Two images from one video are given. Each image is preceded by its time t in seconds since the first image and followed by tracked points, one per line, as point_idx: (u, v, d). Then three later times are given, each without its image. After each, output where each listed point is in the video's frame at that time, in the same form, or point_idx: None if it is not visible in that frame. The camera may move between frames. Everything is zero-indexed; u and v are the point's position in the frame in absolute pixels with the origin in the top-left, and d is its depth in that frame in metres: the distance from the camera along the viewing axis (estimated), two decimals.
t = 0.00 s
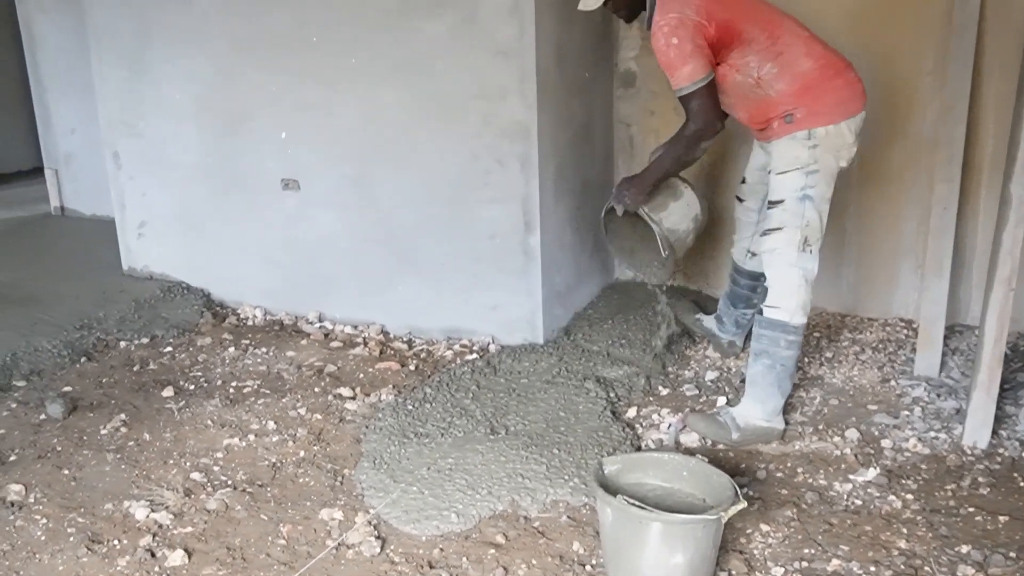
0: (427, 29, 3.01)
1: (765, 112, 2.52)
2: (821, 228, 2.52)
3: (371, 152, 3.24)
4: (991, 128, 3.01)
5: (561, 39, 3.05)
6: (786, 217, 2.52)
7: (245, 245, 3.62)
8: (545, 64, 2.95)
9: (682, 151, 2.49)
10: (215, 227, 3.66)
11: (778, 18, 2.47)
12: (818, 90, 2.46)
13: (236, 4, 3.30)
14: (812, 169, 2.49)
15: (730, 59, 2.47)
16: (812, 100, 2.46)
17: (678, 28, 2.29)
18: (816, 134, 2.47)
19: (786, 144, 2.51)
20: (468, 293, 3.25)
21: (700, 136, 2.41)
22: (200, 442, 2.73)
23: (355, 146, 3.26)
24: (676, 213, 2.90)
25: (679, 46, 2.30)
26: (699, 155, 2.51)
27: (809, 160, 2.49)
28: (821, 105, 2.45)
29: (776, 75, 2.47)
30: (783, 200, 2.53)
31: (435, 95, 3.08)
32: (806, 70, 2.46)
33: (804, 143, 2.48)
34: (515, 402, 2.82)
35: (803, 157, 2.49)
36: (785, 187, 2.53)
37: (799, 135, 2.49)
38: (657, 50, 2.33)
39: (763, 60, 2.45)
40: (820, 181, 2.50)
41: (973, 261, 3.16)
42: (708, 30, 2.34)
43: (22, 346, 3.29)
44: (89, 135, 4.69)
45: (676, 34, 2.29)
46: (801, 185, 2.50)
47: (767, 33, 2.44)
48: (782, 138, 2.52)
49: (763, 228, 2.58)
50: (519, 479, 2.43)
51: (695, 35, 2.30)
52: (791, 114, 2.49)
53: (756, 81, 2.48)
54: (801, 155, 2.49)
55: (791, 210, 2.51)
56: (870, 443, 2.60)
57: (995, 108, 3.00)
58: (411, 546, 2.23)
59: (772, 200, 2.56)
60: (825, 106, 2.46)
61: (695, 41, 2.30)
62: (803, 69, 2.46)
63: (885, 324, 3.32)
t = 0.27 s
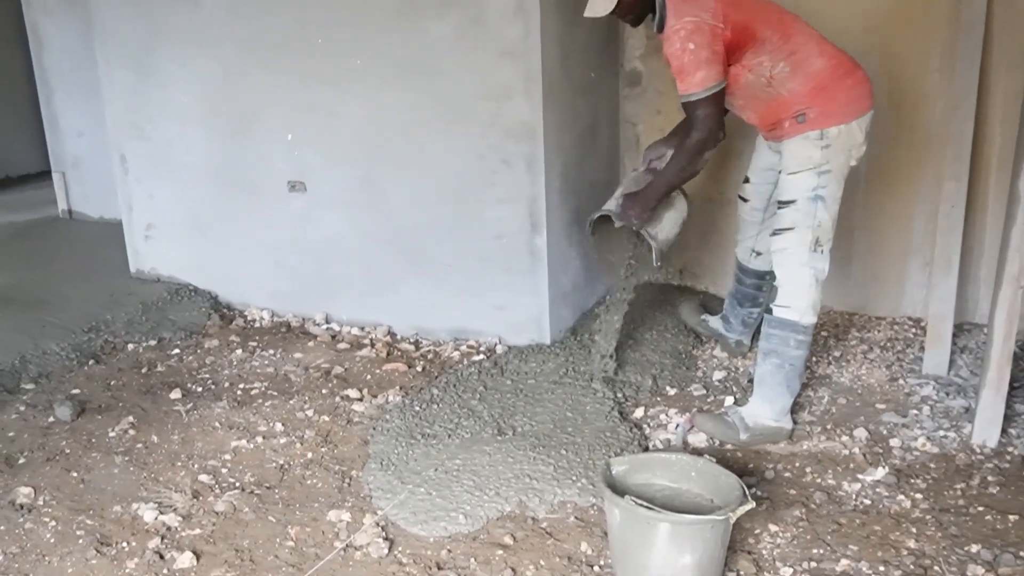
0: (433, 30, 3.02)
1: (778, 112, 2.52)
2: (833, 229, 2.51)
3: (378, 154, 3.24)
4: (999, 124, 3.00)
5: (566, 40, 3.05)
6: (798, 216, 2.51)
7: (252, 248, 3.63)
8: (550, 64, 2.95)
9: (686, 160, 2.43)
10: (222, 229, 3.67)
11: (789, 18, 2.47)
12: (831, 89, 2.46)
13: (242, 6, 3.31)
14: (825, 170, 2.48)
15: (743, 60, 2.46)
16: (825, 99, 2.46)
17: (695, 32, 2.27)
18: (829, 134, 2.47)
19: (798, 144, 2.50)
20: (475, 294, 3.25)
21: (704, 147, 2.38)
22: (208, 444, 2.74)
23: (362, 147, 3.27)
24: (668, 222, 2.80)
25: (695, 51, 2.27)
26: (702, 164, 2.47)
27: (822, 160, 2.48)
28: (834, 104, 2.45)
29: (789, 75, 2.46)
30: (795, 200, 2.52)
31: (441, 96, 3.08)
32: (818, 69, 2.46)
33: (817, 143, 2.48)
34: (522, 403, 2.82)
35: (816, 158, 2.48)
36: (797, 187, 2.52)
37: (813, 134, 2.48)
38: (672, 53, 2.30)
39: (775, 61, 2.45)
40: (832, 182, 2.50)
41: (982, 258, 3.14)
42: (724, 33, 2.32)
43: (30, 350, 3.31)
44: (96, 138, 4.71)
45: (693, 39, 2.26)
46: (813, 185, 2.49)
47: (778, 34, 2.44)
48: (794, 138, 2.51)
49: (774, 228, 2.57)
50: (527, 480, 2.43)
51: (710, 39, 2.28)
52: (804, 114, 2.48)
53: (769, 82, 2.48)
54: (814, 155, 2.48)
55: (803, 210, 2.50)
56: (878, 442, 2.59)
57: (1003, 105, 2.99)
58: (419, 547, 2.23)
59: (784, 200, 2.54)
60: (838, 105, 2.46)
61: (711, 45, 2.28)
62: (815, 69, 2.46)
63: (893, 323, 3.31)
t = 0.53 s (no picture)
0: (437, 30, 3.02)
1: (784, 109, 2.50)
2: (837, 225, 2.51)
3: (384, 154, 3.25)
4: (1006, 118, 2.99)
5: (571, 38, 3.04)
6: (802, 213, 2.50)
7: (259, 250, 3.64)
8: (555, 63, 2.95)
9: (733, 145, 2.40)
10: (229, 231, 3.68)
11: (795, 14, 2.45)
12: (837, 85, 2.45)
13: (247, 8, 3.31)
14: (830, 166, 2.47)
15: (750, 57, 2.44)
16: (832, 95, 2.44)
17: (712, 34, 2.24)
18: (835, 130, 2.45)
19: (803, 140, 2.48)
20: (482, 293, 3.25)
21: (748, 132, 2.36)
22: (217, 445, 2.74)
23: (367, 147, 3.27)
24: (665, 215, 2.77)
25: (716, 52, 2.24)
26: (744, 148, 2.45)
27: (828, 156, 2.47)
28: (841, 100, 2.43)
29: (795, 71, 2.45)
30: (798, 197, 2.51)
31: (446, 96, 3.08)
32: (824, 65, 2.45)
33: (822, 140, 2.46)
34: (530, 402, 2.82)
35: (822, 154, 2.47)
36: (801, 183, 2.50)
37: (818, 130, 2.46)
38: (690, 56, 2.27)
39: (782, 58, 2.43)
40: (836, 178, 2.49)
41: (990, 253, 3.13)
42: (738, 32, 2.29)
43: (39, 352, 3.32)
44: (103, 141, 4.73)
45: (711, 41, 2.24)
46: (818, 181, 2.48)
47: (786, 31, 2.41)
48: (800, 135, 2.48)
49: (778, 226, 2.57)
50: (535, 479, 2.43)
51: (728, 39, 2.25)
52: (810, 110, 2.46)
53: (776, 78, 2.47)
54: (819, 151, 2.46)
55: (807, 207, 2.49)
56: (888, 438, 2.59)
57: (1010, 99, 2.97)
58: (428, 546, 2.23)
59: (788, 197, 2.53)
60: (845, 100, 2.45)
61: (730, 46, 2.25)
62: (821, 65, 2.45)
63: (901, 318, 3.30)
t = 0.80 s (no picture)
0: (441, 29, 3.02)
1: (797, 107, 2.49)
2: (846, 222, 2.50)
3: (388, 153, 3.25)
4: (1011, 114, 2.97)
5: (575, 35, 3.04)
6: (812, 209, 2.49)
7: (264, 249, 3.64)
8: (559, 60, 2.94)
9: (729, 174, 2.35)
10: (234, 230, 3.68)
11: (802, 14, 2.43)
12: (849, 81, 2.44)
13: (251, 8, 3.32)
14: (843, 163, 2.46)
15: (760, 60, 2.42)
16: (844, 92, 2.43)
17: (722, 46, 2.20)
18: (848, 126, 2.44)
19: (817, 137, 2.46)
20: (486, 291, 3.25)
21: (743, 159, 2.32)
22: (223, 444, 2.75)
23: (371, 146, 3.27)
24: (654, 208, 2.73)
25: (724, 66, 2.20)
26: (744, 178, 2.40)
27: (841, 153, 2.45)
28: (854, 96, 2.42)
29: (806, 70, 2.44)
30: (809, 193, 2.49)
31: (450, 94, 3.08)
32: (834, 62, 2.44)
33: (836, 136, 2.45)
34: (535, 400, 2.81)
35: (835, 151, 2.46)
36: (812, 179, 2.49)
37: (831, 127, 2.45)
38: (699, 69, 2.23)
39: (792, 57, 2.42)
40: (847, 175, 2.48)
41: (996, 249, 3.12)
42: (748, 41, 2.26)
43: (45, 352, 3.33)
44: (108, 141, 4.74)
45: (721, 54, 2.20)
46: (830, 178, 2.47)
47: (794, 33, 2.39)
48: (813, 131, 2.47)
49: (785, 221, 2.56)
50: (540, 477, 2.43)
51: (737, 53, 2.21)
52: (823, 107, 2.45)
53: (786, 78, 2.45)
54: (833, 148, 2.45)
55: (817, 203, 2.48)
56: (894, 434, 2.58)
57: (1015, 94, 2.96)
58: (433, 544, 2.23)
59: (798, 192, 2.52)
60: (857, 95, 2.43)
61: (739, 59, 2.21)
62: (832, 63, 2.43)
63: (907, 315, 3.29)
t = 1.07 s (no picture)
0: (446, 26, 3.02)
1: (807, 104, 2.46)
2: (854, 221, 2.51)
3: (393, 151, 3.25)
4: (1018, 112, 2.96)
5: (580, 33, 3.04)
6: (822, 208, 2.49)
7: (269, 247, 3.65)
8: (564, 58, 2.94)
9: (753, 163, 2.29)
10: (239, 228, 3.69)
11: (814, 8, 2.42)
12: (858, 77, 2.43)
13: (256, 6, 3.32)
14: (853, 162, 2.45)
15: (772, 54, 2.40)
16: (854, 88, 2.43)
17: (745, 35, 2.18)
18: (859, 124, 2.43)
19: (828, 134, 2.44)
20: (491, 289, 3.25)
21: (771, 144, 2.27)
22: (228, 441, 2.76)
23: (377, 143, 3.27)
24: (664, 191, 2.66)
25: (748, 53, 2.18)
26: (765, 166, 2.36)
27: (852, 151, 2.44)
28: (864, 92, 2.42)
29: (818, 66, 2.42)
30: (819, 192, 2.48)
31: (455, 92, 3.08)
32: (846, 58, 2.43)
33: (847, 134, 2.43)
34: (540, 398, 2.82)
35: (846, 148, 2.44)
36: (822, 178, 2.48)
37: (843, 124, 2.43)
38: (723, 58, 2.20)
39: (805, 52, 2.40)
40: (856, 173, 2.48)
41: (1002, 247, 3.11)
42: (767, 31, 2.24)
43: (52, 350, 3.34)
44: (114, 139, 4.75)
45: (745, 42, 2.18)
46: (840, 177, 2.46)
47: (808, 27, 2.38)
48: (824, 129, 2.45)
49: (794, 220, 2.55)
50: (545, 474, 2.43)
51: (760, 40, 2.19)
52: (834, 104, 2.43)
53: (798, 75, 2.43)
54: (845, 146, 2.43)
55: (827, 202, 2.48)
56: (899, 433, 2.58)
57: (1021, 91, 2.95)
58: (438, 541, 2.24)
59: (807, 191, 2.51)
60: (867, 92, 2.43)
61: (762, 47, 2.19)
62: (843, 59, 2.42)
63: (913, 313, 3.29)
